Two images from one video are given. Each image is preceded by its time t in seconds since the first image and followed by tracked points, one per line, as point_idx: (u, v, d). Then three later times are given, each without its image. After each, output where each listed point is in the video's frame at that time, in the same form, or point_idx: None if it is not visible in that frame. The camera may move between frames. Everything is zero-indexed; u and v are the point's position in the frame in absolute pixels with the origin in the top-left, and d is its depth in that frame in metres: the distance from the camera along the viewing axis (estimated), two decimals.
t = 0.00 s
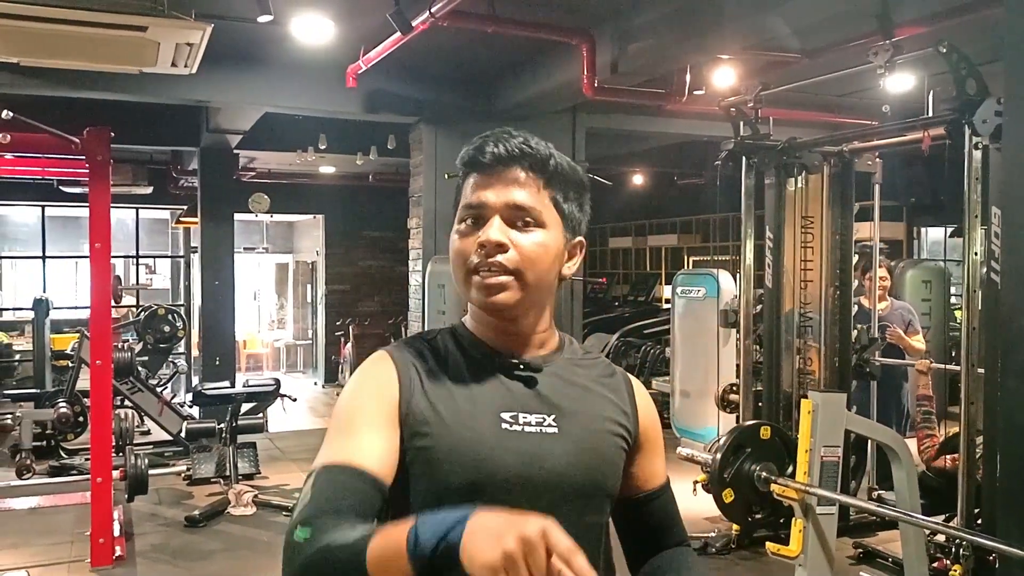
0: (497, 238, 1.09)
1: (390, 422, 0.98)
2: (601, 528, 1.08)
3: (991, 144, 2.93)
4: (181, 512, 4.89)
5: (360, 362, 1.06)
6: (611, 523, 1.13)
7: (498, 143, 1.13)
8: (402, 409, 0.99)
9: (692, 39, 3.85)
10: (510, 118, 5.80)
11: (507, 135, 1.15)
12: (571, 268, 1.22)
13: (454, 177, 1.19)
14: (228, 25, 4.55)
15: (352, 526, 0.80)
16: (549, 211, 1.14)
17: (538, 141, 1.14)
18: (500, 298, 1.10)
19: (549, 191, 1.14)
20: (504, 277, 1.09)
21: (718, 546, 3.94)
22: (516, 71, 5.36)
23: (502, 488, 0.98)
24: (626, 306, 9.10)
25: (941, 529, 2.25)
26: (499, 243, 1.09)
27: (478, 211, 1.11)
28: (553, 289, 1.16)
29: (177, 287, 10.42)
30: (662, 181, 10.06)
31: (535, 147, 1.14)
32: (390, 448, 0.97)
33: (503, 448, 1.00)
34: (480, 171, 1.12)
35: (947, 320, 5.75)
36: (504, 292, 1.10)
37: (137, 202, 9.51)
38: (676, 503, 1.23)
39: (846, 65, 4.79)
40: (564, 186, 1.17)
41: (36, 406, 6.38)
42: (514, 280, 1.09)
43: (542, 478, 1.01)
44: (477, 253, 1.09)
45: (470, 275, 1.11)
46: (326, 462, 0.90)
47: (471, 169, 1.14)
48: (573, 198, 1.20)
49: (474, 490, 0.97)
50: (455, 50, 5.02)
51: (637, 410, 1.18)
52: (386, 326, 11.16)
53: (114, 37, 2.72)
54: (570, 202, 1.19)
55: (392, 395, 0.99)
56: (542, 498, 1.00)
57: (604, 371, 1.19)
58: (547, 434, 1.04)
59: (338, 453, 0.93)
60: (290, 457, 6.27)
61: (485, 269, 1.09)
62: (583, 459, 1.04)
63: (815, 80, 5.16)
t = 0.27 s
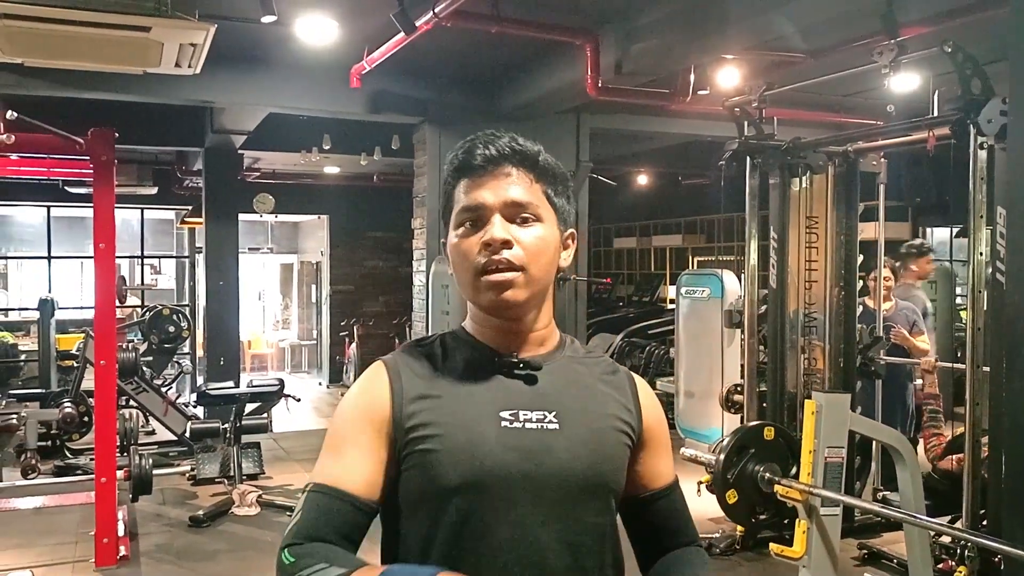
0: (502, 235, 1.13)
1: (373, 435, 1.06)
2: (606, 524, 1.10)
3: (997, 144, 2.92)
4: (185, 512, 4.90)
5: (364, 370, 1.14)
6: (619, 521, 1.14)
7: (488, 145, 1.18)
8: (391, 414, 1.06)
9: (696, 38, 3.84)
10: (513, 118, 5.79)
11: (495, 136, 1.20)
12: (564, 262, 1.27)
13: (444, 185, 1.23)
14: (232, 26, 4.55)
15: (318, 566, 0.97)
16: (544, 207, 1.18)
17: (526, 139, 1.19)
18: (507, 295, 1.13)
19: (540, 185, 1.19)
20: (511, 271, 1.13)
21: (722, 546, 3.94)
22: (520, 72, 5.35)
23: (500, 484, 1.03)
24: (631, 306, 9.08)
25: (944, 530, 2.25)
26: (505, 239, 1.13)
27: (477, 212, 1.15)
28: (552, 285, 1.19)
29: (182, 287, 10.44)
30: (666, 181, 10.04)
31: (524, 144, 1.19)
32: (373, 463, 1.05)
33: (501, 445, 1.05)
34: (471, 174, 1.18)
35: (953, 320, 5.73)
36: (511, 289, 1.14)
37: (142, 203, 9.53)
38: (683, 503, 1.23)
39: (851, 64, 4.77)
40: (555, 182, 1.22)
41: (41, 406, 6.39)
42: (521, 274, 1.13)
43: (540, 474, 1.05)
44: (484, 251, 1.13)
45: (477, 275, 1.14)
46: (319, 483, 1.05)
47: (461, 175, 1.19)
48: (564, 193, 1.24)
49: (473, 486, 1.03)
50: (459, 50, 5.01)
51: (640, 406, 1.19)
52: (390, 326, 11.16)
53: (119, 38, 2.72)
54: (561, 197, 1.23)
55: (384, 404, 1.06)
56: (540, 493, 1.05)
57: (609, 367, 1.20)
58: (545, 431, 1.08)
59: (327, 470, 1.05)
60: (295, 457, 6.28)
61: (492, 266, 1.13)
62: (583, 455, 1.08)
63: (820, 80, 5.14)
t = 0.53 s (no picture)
0: (507, 233, 1.14)
1: (370, 436, 1.09)
2: (608, 520, 1.10)
3: (1000, 143, 2.92)
4: (188, 511, 4.91)
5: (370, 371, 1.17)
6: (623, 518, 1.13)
7: (489, 146, 1.20)
8: (388, 414, 1.09)
9: (698, 36, 3.84)
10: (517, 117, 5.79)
11: (496, 138, 1.21)
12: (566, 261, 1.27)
13: (444, 188, 1.24)
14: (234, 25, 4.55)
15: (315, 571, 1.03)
16: (546, 205, 1.19)
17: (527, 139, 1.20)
18: (513, 293, 1.14)
19: (541, 184, 1.20)
20: (518, 270, 1.13)
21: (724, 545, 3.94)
22: (523, 71, 5.35)
23: (498, 479, 1.04)
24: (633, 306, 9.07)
25: (947, 529, 2.24)
26: (510, 237, 1.13)
27: (480, 212, 1.16)
28: (555, 283, 1.19)
29: (185, 287, 10.45)
30: (669, 180, 10.03)
31: (525, 145, 1.21)
32: (369, 462, 1.09)
33: (498, 440, 1.06)
34: (472, 174, 1.19)
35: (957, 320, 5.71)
36: (518, 287, 1.14)
37: (145, 202, 9.53)
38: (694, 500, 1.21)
39: (853, 63, 4.77)
40: (556, 183, 1.23)
41: (44, 405, 6.40)
42: (527, 273, 1.14)
43: (537, 470, 1.05)
44: (490, 250, 1.13)
45: (484, 274, 1.14)
46: (323, 482, 1.10)
47: (462, 176, 1.20)
48: (564, 194, 1.25)
49: (470, 481, 1.04)
50: (461, 49, 5.01)
51: (645, 401, 1.17)
52: (393, 325, 11.17)
53: (120, 36, 2.72)
54: (561, 197, 1.24)
55: (385, 403, 1.10)
56: (539, 488, 1.05)
57: (611, 363, 1.19)
58: (543, 426, 1.08)
59: (329, 472, 1.10)
60: (297, 456, 6.28)
61: (499, 264, 1.13)
62: (580, 449, 1.07)
63: (823, 79, 5.14)
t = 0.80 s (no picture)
0: (516, 233, 1.14)
1: (381, 426, 1.09)
2: (614, 514, 1.09)
3: (1003, 142, 2.91)
4: (190, 511, 4.91)
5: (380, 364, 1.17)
6: (631, 511, 1.12)
7: (500, 148, 1.20)
8: (398, 406, 1.09)
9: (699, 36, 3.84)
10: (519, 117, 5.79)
11: (507, 140, 1.21)
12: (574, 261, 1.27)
13: (455, 188, 1.24)
14: (236, 26, 4.56)
15: (326, 560, 1.03)
16: (555, 207, 1.19)
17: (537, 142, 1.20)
18: (522, 293, 1.13)
19: (551, 186, 1.20)
20: (526, 270, 1.13)
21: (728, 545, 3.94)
22: (525, 70, 5.35)
23: (505, 472, 1.04)
24: (636, 306, 9.07)
25: (950, 529, 2.24)
26: (519, 237, 1.13)
27: (490, 212, 1.16)
28: (564, 283, 1.19)
29: (187, 287, 10.46)
30: (672, 180, 10.03)
31: (535, 148, 1.21)
32: (380, 452, 1.09)
33: (504, 434, 1.06)
34: (482, 176, 1.19)
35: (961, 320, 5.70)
36: (526, 286, 1.14)
37: (147, 202, 9.55)
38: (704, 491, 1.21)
39: (856, 62, 4.76)
40: (565, 185, 1.23)
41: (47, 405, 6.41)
42: (536, 272, 1.14)
43: (544, 462, 1.05)
44: (499, 250, 1.13)
45: (493, 274, 1.14)
46: (334, 472, 1.10)
47: (473, 177, 1.20)
48: (573, 196, 1.25)
49: (477, 474, 1.04)
50: (462, 49, 5.01)
51: (651, 395, 1.16)
52: (396, 325, 11.17)
53: (121, 36, 2.72)
54: (571, 200, 1.24)
55: (395, 395, 1.10)
56: (545, 482, 1.05)
57: (619, 357, 1.19)
58: (550, 420, 1.08)
59: (340, 461, 1.10)
60: (300, 456, 6.28)
61: (507, 264, 1.13)
62: (588, 442, 1.07)
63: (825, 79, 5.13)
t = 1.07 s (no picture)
0: (526, 236, 1.14)
1: (391, 424, 1.09)
2: (618, 511, 1.09)
3: (1003, 142, 2.91)
4: (191, 510, 4.92)
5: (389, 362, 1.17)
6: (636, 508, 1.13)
7: (510, 150, 1.19)
8: (408, 404, 1.09)
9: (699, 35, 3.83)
10: (520, 117, 5.79)
11: (518, 142, 1.20)
12: (581, 260, 1.27)
13: (464, 189, 1.23)
14: (236, 25, 4.57)
15: (342, 557, 1.04)
16: (564, 210, 1.19)
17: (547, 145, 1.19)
18: (531, 295, 1.14)
19: (561, 189, 1.19)
20: (536, 272, 1.13)
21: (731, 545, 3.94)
22: (526, 70, 5.35)
23: (511, 470, 1.04)
24: (637, 306, 9.06)
25: (950, 529, 2.24)
26: (529, 241, 1.13)
27: (500, 214, 1.15)
28: (572, 283, 1.19)
29: (189, 286, 10.47)
30: (674, 179, 10.02)
31: (546, 150, 1.20)
32: (391, 449, 1.09)
33: (511, 432, 1.06)
34: (492, 178, 1.18)
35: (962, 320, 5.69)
36: (535, 288, 1.14)
37: (149, 201, 9.55)
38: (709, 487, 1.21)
39: (857, 62, 4.75)
40: (574, 187, 1.22)
41: (48, 404, 6.41)
42: (544, 274, 1.14)
43: (550, 460, 1.06)
44: (509, 253, 1.13)
45: (502, 275, 1.14)
46: (345, 468, 1.10)
47: (483, 179, 1.19)
48: (581, 198, 1.24)
49: (485, 472, 1.04)
50: (463, 48, 5.01)
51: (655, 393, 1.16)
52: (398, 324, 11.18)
53: (122, 35, 2.73)
54: (579, 202, 1.23)
55: (405, 393, 1.10)
56: (550, 480, 1.05)
57: (624, 356, 1.18)
58: (556, 418, 1.08)
59: (351, 458, 1.10)
60: (301, 455, 6.28)
61: (517, 267, 1.13)
62: (593, 441, 1.07)
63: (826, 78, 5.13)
